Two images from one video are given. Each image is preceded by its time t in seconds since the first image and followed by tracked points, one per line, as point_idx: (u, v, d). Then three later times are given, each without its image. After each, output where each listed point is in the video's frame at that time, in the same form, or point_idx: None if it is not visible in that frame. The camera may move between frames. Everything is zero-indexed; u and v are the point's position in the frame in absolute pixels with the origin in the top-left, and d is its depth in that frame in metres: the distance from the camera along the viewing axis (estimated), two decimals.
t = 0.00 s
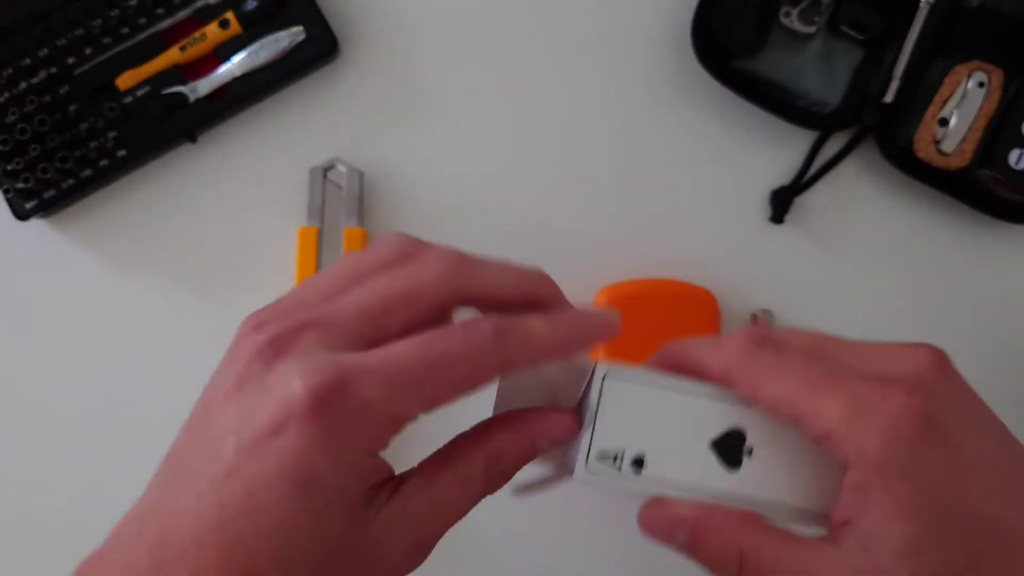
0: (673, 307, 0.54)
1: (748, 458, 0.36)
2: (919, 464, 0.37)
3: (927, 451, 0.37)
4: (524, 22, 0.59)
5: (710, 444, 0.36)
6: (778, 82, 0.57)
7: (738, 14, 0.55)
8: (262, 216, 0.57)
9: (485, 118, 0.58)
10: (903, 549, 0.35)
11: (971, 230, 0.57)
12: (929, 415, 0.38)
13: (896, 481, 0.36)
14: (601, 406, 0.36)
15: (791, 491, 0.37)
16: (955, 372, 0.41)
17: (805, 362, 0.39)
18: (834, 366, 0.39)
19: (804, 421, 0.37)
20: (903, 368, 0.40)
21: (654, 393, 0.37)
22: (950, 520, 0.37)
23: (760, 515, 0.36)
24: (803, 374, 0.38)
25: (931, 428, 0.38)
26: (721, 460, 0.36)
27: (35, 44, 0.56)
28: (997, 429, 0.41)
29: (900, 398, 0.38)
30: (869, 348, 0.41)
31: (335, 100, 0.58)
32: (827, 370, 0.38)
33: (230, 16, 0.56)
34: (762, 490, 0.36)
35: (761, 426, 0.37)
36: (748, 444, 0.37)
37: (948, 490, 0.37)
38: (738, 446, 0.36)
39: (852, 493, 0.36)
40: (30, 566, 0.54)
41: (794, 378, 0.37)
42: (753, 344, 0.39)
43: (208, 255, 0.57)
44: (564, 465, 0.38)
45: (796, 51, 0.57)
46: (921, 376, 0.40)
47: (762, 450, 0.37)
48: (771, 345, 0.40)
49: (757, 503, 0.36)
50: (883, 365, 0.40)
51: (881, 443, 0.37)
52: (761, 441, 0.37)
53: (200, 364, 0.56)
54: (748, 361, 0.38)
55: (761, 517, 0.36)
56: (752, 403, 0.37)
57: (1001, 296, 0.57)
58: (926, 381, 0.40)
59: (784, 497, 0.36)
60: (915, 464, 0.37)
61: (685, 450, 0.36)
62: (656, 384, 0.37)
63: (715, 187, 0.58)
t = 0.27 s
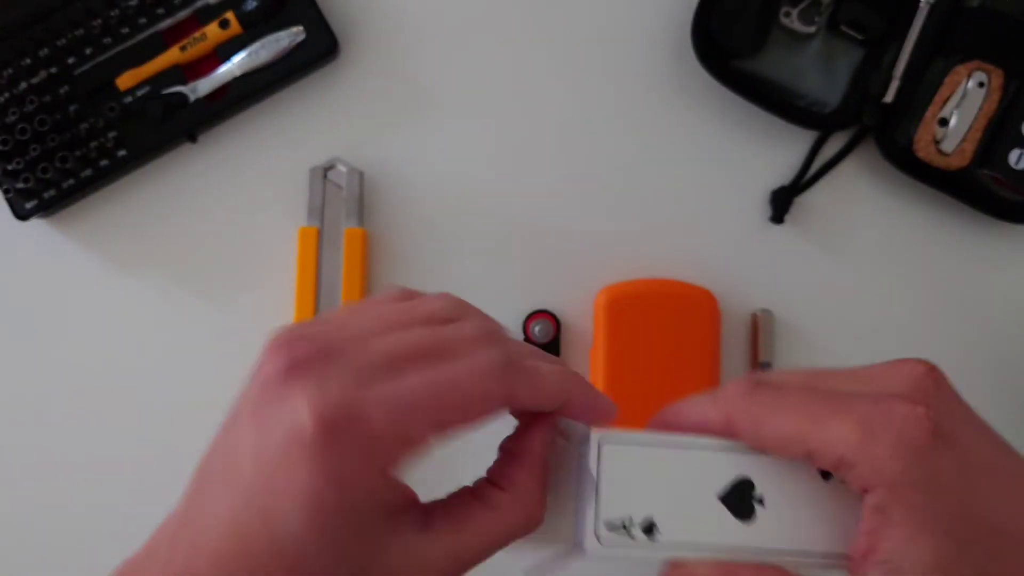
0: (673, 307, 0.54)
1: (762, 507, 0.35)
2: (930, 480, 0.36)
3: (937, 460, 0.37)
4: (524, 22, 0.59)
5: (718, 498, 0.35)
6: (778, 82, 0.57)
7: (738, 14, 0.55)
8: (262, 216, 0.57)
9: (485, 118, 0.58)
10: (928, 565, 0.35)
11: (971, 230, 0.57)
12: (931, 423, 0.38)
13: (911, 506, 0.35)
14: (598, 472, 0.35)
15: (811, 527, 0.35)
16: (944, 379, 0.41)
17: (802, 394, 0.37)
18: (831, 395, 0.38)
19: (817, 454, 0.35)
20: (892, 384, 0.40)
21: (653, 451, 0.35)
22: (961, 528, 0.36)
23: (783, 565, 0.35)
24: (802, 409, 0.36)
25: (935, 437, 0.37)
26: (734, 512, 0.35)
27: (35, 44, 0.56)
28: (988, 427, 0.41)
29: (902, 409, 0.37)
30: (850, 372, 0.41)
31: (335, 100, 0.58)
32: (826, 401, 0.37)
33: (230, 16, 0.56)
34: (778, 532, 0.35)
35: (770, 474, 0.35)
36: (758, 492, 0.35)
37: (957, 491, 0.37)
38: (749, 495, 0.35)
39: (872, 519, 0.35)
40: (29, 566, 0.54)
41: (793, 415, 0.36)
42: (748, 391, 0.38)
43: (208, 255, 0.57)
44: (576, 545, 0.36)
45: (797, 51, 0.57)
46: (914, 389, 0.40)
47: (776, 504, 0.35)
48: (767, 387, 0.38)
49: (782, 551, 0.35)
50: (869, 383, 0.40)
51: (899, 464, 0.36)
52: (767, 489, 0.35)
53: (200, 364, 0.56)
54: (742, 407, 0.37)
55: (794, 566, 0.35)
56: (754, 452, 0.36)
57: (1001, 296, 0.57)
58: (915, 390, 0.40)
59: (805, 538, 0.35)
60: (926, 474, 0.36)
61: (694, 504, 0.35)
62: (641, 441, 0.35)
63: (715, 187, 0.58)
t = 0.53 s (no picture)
0: (671, 305, 0.55)
1: (773, 471, 0.33)
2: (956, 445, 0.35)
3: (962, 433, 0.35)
4: (524, 23, 0.59)
5: (733, 443, 0.33)
6: (777, 83, 0.57)
7: (737, 16, 0.56)
8: (264, 216, 0.57)
9: (485, 118, 0.59)
10: (936, 532, 0.33)
11: (968, 229, 0.58)
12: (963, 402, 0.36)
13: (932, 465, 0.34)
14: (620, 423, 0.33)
15: (819, 490, 0.33)
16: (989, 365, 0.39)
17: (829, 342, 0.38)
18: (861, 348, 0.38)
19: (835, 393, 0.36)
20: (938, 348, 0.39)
21: (671, 402, 0.34)
22: (981, 506, 0.34)
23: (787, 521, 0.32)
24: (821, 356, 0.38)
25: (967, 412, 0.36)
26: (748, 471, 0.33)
27: (38, 44, 0.56)
28: None
29: (933, 378, 0.37)
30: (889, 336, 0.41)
31: (336, 101, 0.58)
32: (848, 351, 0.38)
33: (233, 18, 0.57)
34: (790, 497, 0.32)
35: (781, 433, 0.34)
36: (770, 449, 0.33)
37: (985, 474, 0.35)
38: (759, 451, 0.33)
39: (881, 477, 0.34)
40: (32, 564, 0.54)
41: (827, 353, 0.38)
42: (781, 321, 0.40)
43: (210, 255, 0.57)
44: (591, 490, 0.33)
45: (795, 52, 0.57)
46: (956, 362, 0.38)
47: (791, 466, 0.33)
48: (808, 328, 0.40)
49: (788, 511, 0.32)
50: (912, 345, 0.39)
51: (915, 425, 0.35)
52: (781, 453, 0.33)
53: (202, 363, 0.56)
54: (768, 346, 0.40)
55: (796, 528, 0.32)
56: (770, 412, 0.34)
57: (997, 295, 0.58)
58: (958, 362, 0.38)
59: (816, 499, 0.33)
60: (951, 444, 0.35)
61: (703, 457, 0.33)
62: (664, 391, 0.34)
63: (713, 187, 0.58)
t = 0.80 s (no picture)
0: (673, 300, 0.55)
1: (758, 430, 0.36)
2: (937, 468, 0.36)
3: (947, 463, 0.36)
4: (524, 23, 0.59)
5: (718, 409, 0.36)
6: (777, 83, 0.57)
7: (736, 17, 0.56)
8: (264, 216, 0.57)
9: (485, 118, 0.59)
10: (896, 540, 0.35)
11: (968, 229, 0.58)
12: (956, 431, 0.37)
13: (912, 485, 0.36)
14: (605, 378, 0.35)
15: (798, 457, 0.36)
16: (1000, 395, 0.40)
17: (856, 335, 0.38)
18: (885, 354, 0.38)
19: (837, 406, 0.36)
20: (952, 373, 0.39)
21: (667, 370, 0.35)
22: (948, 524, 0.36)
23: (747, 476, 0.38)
24: (846, 355, 0.37)
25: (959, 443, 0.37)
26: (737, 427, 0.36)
27: (37, 44, 0.56)
28: None
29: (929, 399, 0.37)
30: (924, 338, 0.40)
31: (336, 100, 0.58)
32: (873, 355, 0.37)
33: (233, 17, 0.57)
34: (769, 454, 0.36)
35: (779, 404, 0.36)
36: (757, 416, 0.36)
37: (959, 495, 0.36)
38: (745, 420, 0.36)
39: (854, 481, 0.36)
40: (32, 564, 0.54)
41: (836, 357, 0.37)
42: (811, 297, 0.38)
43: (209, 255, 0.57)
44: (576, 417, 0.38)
45: (795, 52, 0.57)
46: (967, 392, 0.39)
47: (775, 429, 0.36)
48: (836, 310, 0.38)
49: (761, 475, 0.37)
50: (932, 366, 0.39)
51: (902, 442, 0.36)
52: (773, 420, 0.36)
53: (201, 363, 0.56)
54: (793, 323, 0.38)
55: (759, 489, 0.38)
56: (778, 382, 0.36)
57: (998, 296, 0.58)
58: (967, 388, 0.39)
59: (789, 465, 0.36)
60: (934, 468, 0.36)
61: (694, 424, 0.36)
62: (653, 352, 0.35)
63: (713, 188, 0.58)
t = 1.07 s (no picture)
0: (674, 303, 0.55)
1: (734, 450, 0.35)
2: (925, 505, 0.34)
3: (933, 500, 0.34)
4: (524, 22, 0.59)
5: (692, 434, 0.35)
6: (777, 83, 0.57)
7: (736, 16, 0.56)
8: (264, 216, 0.57)
9: (485, 118, 0.58)
10: None
11: (968, 229, 0.58)
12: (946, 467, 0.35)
13: (900, 531, 0.34)
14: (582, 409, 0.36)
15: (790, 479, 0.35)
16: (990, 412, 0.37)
17: (823, 384, 0.35)
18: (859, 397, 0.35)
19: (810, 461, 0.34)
20: (936, 405, 0.36)
21: (623, 398, 0.36)
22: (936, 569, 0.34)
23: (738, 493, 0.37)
24: (818, 414, 0.34)
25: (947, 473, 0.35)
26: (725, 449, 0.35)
27: (37, 44, 0.56)
28: None
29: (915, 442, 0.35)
30: (902, 368, 0.37)
31: (336, 100, 0.58)
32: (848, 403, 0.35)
33: (233, 17, 0.57)
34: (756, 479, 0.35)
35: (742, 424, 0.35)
36: (732, 436, 0.35)
37: (945, 541, 0.34)
38: (721, 440, 0.35)
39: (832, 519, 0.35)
40: (31, 564, 0.54)
41: (801, 416, 0.34)
42: (769, 354, 0.35)
43: (209, 255, 0.57)
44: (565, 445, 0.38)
45: (795, 52, 0.57)
46: (953, 421, 0.36)
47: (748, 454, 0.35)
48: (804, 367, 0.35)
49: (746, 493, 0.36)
50: (912, 402, 0.36)
51: (879, 498, 0.34)
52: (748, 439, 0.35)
53: (201, 363, 0.56)
54: (758, 386, 0.34)
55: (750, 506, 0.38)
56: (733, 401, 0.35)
57: (998, 296, 0.58)
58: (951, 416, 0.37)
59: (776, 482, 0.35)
60: (921, 511, 0.34)
61: (670, 445, 0.36)
62: (616, 384, 0.36)
63: (714, 187, 0.58)
